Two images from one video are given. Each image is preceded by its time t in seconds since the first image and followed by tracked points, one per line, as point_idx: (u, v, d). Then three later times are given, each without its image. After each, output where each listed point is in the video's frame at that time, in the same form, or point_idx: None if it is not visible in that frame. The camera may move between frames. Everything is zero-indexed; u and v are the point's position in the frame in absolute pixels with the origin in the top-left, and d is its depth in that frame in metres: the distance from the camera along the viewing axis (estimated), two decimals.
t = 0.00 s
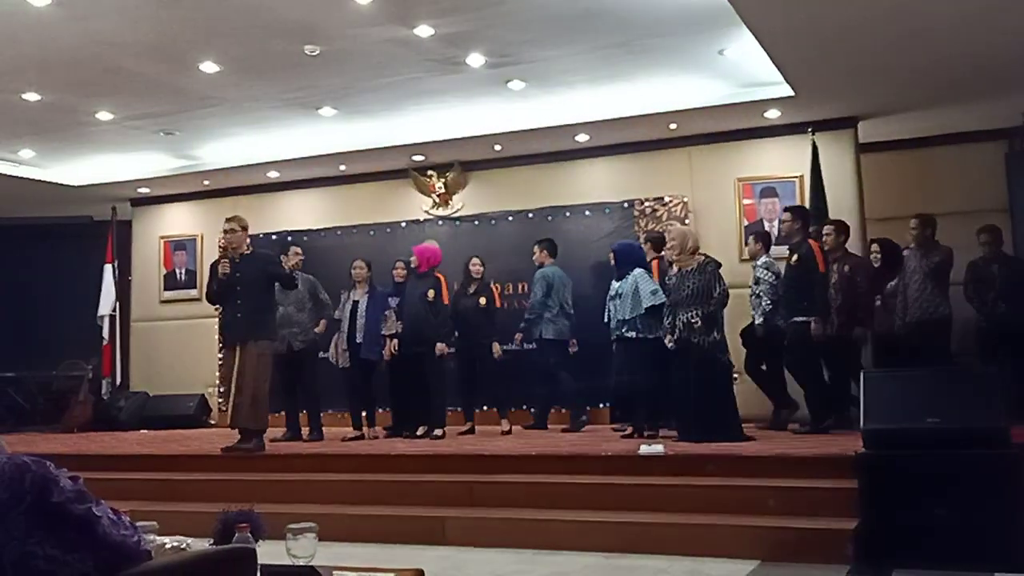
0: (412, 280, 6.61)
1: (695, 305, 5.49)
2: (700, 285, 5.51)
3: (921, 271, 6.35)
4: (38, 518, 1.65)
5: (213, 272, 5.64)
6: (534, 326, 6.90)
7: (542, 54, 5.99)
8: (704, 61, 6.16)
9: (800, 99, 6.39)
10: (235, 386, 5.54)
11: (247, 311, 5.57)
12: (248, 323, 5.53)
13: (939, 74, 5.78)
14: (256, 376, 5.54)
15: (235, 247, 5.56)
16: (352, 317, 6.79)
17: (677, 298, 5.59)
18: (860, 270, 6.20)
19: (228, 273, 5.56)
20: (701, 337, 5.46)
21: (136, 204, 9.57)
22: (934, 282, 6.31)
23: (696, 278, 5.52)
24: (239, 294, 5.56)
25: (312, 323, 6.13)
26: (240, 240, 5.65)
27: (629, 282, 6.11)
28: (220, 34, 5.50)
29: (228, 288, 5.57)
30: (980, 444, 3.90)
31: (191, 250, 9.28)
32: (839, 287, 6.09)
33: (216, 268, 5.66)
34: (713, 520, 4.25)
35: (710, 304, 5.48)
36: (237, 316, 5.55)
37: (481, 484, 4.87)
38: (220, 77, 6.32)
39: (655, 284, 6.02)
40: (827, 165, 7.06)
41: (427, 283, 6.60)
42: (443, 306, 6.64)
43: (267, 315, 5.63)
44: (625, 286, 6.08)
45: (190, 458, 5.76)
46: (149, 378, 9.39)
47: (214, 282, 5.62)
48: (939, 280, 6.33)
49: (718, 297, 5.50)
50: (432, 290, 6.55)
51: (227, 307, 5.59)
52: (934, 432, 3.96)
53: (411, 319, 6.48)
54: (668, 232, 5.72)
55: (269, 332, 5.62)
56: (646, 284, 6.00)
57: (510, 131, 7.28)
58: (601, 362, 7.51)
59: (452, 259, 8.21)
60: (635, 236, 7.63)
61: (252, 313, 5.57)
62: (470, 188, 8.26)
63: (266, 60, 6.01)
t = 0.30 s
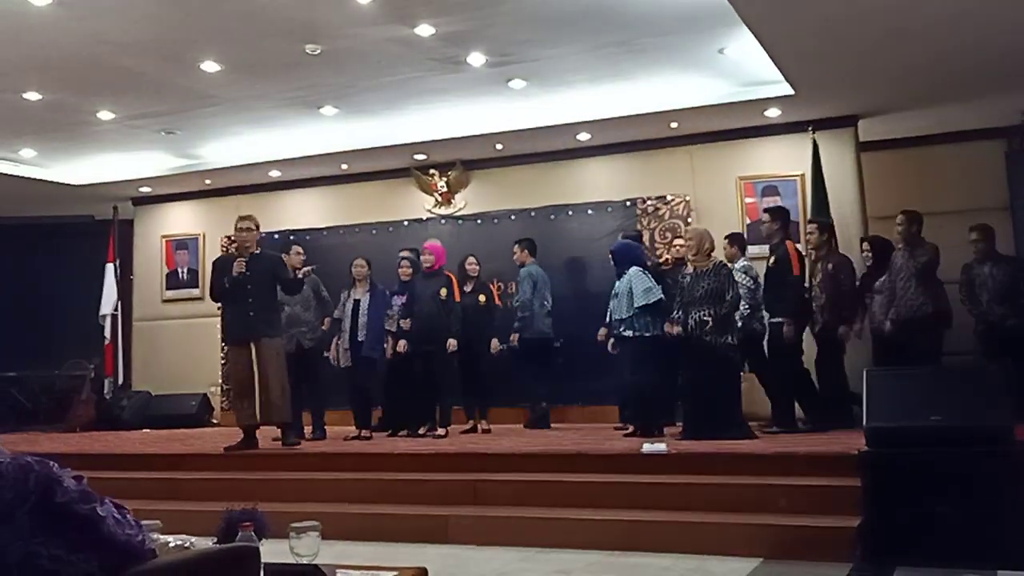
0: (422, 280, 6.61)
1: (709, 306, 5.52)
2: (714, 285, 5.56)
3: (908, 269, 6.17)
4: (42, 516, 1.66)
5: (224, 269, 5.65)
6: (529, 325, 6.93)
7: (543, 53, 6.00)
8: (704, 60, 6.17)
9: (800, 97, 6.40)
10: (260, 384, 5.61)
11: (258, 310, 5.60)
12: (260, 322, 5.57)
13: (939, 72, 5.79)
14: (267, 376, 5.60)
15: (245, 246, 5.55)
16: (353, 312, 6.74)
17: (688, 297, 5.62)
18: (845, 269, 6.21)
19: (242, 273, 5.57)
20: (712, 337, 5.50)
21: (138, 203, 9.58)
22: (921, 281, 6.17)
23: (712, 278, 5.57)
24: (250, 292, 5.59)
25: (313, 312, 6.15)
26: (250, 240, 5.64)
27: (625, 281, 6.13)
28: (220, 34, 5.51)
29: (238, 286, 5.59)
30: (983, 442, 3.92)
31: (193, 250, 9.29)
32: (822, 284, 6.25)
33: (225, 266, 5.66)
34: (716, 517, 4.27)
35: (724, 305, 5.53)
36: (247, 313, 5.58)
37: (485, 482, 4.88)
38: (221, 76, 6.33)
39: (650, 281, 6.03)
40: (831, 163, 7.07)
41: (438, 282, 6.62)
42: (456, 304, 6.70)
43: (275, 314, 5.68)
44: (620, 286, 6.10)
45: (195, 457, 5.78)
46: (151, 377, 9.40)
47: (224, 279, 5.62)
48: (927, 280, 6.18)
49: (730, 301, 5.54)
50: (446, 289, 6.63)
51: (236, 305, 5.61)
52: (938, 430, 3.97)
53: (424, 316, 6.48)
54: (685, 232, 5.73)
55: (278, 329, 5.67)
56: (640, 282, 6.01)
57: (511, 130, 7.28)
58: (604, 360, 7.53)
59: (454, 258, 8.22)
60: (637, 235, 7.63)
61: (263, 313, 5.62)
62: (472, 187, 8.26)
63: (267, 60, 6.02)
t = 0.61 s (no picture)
0: (428, 279, 6.62)
1: (713, 302, 5.60)
2: (717, 281, 5.65)
3: (897, 267, 6.20)
4: (42, 515, 1.65)
5: (247, 268, 5.63)
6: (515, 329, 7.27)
7: (543, 52, 6.00)
8: (705, 59, 6.16)
9: (801, 96, 6.39)
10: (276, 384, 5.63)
11: (279, 311, 5.61)
12: (280, 321, 5.60)
13: (941, 70, 5.78)
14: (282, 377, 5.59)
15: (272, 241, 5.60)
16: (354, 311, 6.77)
17: (692, 294, 5.72)
18: (829, 267, 6.31)
19: (270, 272, 5.61)
20: (712, 334, 5.57)
21: (139, 203, 9.57)
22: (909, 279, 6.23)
23: (713, 275, 5.68)
24: (272, 292, 5.61)
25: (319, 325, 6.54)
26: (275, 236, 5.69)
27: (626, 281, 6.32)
28: (221, 32, 5.51)
29: (261, 286, 5.61)
30: (986, 440, 3.88)
31: (194, 249, 9.29)
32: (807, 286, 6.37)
33: (249, 263, 5.66)
34: (720, 516, 4.26)
35: (727, 301, 5.60)
36: (270, 313, 5.59)
37: (487, 481, 4.88)
38: (221, 75, 6.32)
39: (648, 281, 6.22)
40: (834, 161, 7.06)
41: (445, 281, 6.64)
42: (463, 304, 6.61)
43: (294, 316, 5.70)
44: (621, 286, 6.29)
45: (198, 457, 5.79)
46: (152, 377, 9.40)
47: (247, 279, 5.62)
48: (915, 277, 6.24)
49: (732, 297, 5.61)
50: (452, 288, 6.58)
51: (258, 304, 5.61)
52: (941, 427, 3.94)
53: (432, 313, 6.49)
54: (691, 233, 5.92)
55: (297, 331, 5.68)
56: (637, 283, 6.21)
57: (513, 130, 7.29)
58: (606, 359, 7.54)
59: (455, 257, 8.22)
60: (639, 234, 7.63)
61: (284, 313, 5.64)
62: (474, 186, 8.26)
63: (268, 59, 6.01)
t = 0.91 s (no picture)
0: (429, 278, 6.69)
1: (704, 301, 5.61)
2: (706, 281, 5.64)
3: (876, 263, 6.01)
4: (43, 515, 1.66)
5: (282, 268, 5.70)
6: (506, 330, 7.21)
7: (544, 51, 6.00)
8: (705, 57, 6.17)
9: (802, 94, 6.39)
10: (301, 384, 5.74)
11: (311, 310, 5.75)
12: (312, 324, 5.74)
13: (943, 69, 5.78)
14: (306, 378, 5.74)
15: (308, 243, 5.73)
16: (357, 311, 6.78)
17: (683, 293, 5.72)
18: (813, 267, 6.13)
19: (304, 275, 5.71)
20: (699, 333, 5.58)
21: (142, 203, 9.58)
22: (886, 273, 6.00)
23: (703, 273, 5.66)
24: (306, 294, 5.72)
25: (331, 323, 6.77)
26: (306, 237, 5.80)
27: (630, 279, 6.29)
28: (224, 32, 5.52)
29: (296, 287, 5.69)
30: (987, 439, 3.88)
31: (196, 248, 9.31)
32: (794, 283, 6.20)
33: (279, 265, 5.73)
34: (724, 514, 4.26)
35: (716, 300, 5.61)
36: (303, 313, 5.70)
37: (489, 479, 4.89)
38: (223, 74, 6.33)
39: (648, 280, 6.21)
40: (836, 160, 7.06)
41: (446, 280, 6.72)
42: (464, 303, 6.69)
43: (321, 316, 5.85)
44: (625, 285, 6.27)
45: (200, 456, 5.80)
46: (155, 376, 9.41)
47: (282, 280, 5.68)
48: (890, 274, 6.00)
49: (717, 296, 5.62)
50: (451, 287, 6.65)
51: (291, 304, 5.69)
52: (943, 425, 3.94)
53: (436, 313, 6.55)
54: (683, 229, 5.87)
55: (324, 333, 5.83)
56: (638, 283, 6.19)
57: (514, 129, 7.30)
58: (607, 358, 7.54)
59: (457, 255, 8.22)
60: (641, 233, 7.63)
61: (314, 312, 5.79)
62: (477, 185, 8.27)
63: (270, 58, 6.02)
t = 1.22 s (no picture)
0: (427, 275, 6.68)
1: (697, 298, 5.60)
2: (695, 279, 5.62)
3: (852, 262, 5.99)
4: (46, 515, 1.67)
5: (301, 269, 5.71)
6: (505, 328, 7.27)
7: (546, 49, 5.99)
8: (707, 56, 6.17)
9: (805, 92, 6.39)
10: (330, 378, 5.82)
11: (331, 310, 5.79)
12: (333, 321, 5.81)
13: (946, 66, 5.77)
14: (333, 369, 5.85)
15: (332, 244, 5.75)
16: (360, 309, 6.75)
17: (674, 291, 5.70)
18: (797, 269, 6.28)
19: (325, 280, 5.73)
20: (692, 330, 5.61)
21: (145, 202, 9.59)
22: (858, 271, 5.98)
23: (692, 272, 5.62)
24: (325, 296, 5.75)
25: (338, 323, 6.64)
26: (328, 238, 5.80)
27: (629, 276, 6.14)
28: (226, 31, 5.52)
29: (315, 290, 5.71)
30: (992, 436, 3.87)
31: (199, 247, 9.32)
32: (778, 283, 6.36)
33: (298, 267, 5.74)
34: (729, 512, 4.26)
35: (705, 298, 5.60)
36: (322, 315, 5.73)
37: (492, 477, 4.89)
38: (226, 73, 6.33)
39: (645, 279, 6.02)
40: (838, 158, 7.06)
41: (445, 276, 6.70)
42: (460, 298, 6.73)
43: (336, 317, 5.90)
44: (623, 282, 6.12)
45: (204, 454, 5.82)
46: (158, 375, 9.43)
47: (301, 281, 5.70)
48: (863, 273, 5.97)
49: (709, 294, 5.61)
50: (450, 284, 6.65)
51: (309, 305, 5.71)
52: (947, 423, 3.93)
53: (434, 311, 6.55)
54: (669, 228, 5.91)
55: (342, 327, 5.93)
56: (635, 282, 6.02)
57: (517, 127, 7.31)
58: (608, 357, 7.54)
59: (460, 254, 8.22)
60: (643, 231, 7.63)
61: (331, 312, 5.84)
62: (479, 184, 8.28)
63: (273, 58, 6.03)
